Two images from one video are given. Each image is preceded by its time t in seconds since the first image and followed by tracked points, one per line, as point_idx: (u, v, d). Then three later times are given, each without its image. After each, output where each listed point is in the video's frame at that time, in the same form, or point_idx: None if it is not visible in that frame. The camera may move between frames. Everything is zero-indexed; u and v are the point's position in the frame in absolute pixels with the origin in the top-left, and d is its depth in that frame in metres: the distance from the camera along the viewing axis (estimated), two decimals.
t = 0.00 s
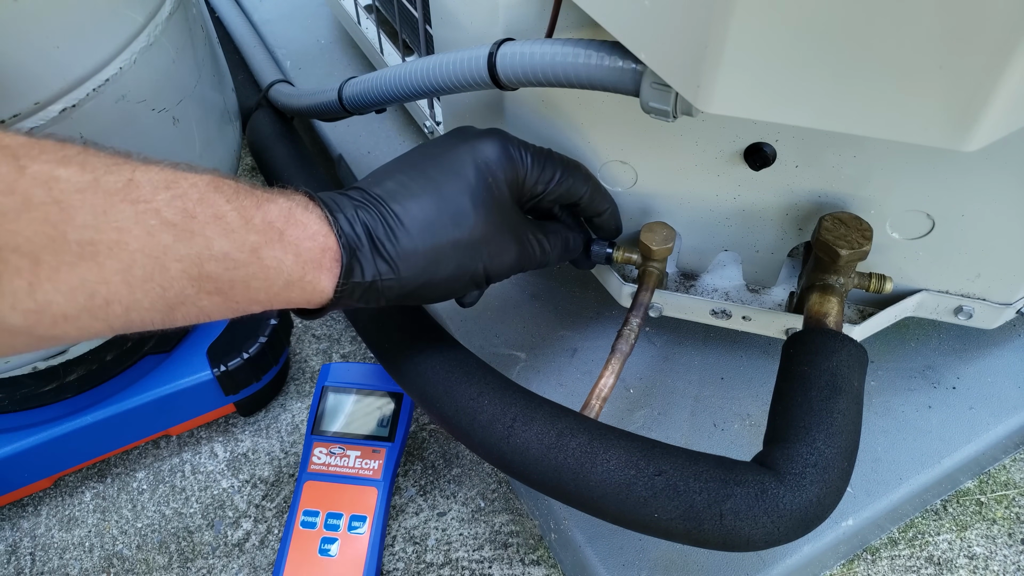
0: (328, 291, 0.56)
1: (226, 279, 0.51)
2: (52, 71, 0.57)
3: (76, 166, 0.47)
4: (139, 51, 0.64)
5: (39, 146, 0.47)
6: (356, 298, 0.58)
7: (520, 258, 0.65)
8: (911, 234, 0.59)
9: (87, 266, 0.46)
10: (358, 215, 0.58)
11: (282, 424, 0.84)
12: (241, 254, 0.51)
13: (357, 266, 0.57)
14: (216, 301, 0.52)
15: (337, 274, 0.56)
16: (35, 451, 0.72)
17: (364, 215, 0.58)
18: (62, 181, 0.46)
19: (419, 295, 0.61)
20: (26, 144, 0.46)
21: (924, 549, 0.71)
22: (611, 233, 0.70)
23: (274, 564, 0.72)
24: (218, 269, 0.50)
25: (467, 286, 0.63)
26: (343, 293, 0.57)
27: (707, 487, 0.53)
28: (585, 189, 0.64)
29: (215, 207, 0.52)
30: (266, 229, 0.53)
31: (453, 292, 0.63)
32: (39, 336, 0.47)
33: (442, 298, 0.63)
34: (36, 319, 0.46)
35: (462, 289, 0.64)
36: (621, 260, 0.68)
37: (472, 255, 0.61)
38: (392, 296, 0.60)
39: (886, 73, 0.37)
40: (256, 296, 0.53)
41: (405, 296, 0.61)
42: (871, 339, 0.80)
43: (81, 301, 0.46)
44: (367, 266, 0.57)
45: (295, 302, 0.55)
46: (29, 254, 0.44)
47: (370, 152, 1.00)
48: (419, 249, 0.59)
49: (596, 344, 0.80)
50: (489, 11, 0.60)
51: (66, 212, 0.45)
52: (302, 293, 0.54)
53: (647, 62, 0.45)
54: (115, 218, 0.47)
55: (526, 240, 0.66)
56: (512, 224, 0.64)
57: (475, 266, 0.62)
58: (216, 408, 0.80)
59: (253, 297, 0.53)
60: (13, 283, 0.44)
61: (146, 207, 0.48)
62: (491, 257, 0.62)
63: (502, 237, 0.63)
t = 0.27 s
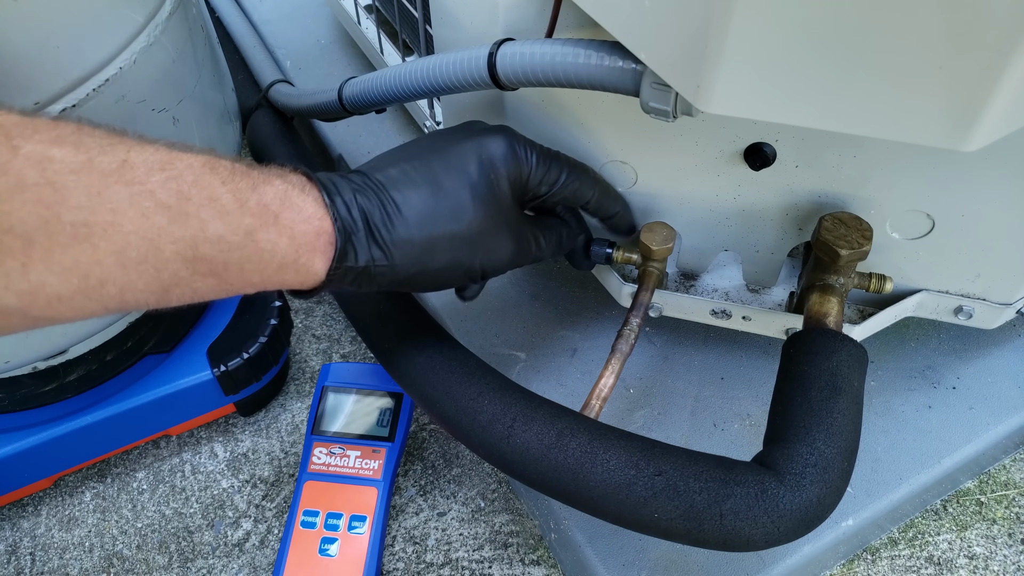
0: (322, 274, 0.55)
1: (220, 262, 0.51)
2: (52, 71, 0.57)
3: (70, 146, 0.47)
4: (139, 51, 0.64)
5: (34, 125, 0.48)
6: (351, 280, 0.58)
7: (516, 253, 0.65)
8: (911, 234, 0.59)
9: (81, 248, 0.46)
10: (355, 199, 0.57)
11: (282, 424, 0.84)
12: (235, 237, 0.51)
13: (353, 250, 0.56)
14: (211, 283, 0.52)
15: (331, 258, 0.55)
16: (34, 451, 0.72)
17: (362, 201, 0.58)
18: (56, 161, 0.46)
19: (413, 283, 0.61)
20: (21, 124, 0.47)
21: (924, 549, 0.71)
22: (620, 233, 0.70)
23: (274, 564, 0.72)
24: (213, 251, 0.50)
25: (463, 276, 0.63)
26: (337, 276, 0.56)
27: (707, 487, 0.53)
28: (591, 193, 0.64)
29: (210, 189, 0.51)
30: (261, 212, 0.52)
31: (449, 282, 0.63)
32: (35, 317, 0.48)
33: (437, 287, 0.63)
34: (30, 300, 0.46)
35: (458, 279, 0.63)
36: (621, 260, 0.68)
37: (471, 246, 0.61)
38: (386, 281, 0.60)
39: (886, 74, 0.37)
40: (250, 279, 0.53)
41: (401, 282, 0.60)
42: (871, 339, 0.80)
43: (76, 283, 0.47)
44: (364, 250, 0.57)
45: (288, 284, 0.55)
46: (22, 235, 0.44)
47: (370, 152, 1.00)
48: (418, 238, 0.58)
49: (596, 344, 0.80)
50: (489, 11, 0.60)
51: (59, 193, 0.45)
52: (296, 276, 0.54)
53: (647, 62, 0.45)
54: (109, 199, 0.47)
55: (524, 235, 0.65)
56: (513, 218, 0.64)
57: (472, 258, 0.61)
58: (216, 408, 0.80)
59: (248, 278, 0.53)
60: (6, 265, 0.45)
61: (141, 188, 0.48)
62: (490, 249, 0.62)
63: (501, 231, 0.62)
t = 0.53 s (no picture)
0: (339, 238, 0.56)
1: (239, 223, 0.51)
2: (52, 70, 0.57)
3: (83, 105, 0.46)
4: (139, 51, 0.64)
5: (44, 83, 0.46)
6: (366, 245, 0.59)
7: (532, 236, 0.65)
8: (911, 234, 0.59)
9: (96, 208, 0.45)
10: (381, 163, 0.58)
11: (282, 424, 0.84)
12: (254, 198, 0.51)
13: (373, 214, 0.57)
14: (228, 246, 0.52)
15: (351, 220, 0.56)
16: (34, 452, 0.72)
17: (389, 165, 0.59)
18: (69, 120, 0.45)
19: (431, 254, 0.62)
20: (32, 81, 0.45)
21: (924, 549, 0.71)
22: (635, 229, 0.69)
23: (273, 564, 0.72)
24: (230, 212, 0.50)
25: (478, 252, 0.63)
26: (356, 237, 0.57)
27: (707, 487, 0.53)
28: (605, 187, 0.63)
29: (227, 148, 0.50)
30: (279, 170, 0.52)
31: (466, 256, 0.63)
32: (50, 283, 0.47)
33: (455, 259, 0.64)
34: (47, 263, 0.46)
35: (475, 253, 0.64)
36: (621, 260, 0.68)
37: (488, 222, 0.61)
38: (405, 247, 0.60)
39: (886, 74, 0.37)
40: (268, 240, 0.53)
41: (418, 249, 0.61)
42: (871, 339, 0.80)
43: (92, 245, 0.46)
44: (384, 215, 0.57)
45: (304, 249, 0.55)
46: (35, 196, 0.44)
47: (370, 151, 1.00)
48: (438, 207, 0.59)
49: (596, 344, 0.80)
50: (489, 11, 0.60)
51: (73, 151, 0.44)
52: (314, 238, 0.54)
53: (647, 62, 0.45)
54: (124, 158, 0.46)
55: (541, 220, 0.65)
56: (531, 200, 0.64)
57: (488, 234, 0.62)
58: (216, 408, 0.80)
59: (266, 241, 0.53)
60: (20, 224, 0.44)
61: (156, 148, 0.47)
62: (507, 227, 0.62)
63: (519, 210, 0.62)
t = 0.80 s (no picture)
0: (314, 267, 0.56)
1: (216, 255, 0.51)
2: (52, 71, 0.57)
3: (65, 138, 0.47)
4: (139, 51, 0.64)
5: (26, 116, 0.46)
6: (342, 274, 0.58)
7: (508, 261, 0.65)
8: (911, 234, 0.59)
9: (74, 241, 0.46)
10: (351, 193, 0.57)
11: (282, 424, 0.84)
12: (231, 230, 0.51)
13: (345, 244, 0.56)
14: (206, 276, 0.52)
15: (325, 251, 0.56)
16: (34, 452, 0.72)
17: (359, 195, 0.58)
18: (50, 153, 0.46)
19: (405, 281, 0.61)
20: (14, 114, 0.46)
21: (924, 549, 0.71)
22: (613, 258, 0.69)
23: (274, 564, 0.72)
24: (208, 244, 0.51)
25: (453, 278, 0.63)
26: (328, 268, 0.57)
27: (707, 487, 0.53)
28: (587, 212, 0.65)
29: (205, 181, 0.51)
30: (256, 204, 0.53)
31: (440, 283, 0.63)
32: (30, 312, 0.48)
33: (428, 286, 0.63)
34: (25, 293, 0.46)
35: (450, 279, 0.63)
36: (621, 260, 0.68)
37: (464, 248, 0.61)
38: (376, 278, 0.60)
39: (886, 74, 0.37)
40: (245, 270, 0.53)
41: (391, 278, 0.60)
42: (871, 339, 0.80)
43: (71, 276, 0.47)
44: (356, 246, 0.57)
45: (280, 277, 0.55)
46: (16, 228, 0.44)
47: (370, 151, 1.00)
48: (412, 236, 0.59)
49: (596, 344, 0.80)
50: (489, 10, 0.60)
51: (53, 185, 0.45)
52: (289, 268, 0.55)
53: (647, 62, 0.45)
54: (104, 191, 0.47)
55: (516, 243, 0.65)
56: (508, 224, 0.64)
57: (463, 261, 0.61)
58: (216, 408, 0.80)
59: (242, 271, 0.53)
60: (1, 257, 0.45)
61: (136, 180, 0.48)
62: (483, 253, 0.62)
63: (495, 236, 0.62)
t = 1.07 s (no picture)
0: (325, 259, 0.56)
1: (224, 249, 0.51)
2: (52, 71, 0.57)
3: (67, 136, 0.47)
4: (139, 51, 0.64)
5: (28, 118, 0.47)
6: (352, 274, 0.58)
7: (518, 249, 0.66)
8: (911, 234, 0.59)
9: (81, 238, 0.46)
10: (358, 185, 0.60)
11: (282, 424, 0.84)
12: (239, 221, 0.51)
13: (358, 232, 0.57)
14: (215, 273, 0.52)
15: (336, 241, 0.56)
16: (34, 452, 0.72)
17: (367, 188, 0.60)
18: (53, 150, 0.46)
19: (417, 275, 0.62)
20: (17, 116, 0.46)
21: (924, 549, 0.71)
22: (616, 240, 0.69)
23: (274, 564, 0.72)
24: (216, 238, 0.50)
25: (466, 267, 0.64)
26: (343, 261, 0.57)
27: (707, 487, 0.53)
28: (586, 187, 0.66)
29: (209, 175, 0.52)
30: (262, 195, 0.53)
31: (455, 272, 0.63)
32: (36, 313, 0.47)
33: (441, 279, 0.64)
34: (31, 294, 0.45)
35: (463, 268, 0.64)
36: (621, 260, 0.68)
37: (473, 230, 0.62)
38: (390, 270, 0.60)
39: (885, 74, 0.37)
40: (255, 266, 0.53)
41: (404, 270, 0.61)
42: (871, 339, 0.80)
43: (77, 275, 0.46)
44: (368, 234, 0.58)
45: (292, 274, 0.55)
46: (20, 226, 0.44)
47: (370, 151, 1.00)
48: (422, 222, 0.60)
49: (596, 344, 0.80)
50: (489, 10, 0.60)
51: (58, 181, 0.45)
52: (301, 260, 0.54)
53: (647, 62, 0.45)
54: (108, 186, 0.47)
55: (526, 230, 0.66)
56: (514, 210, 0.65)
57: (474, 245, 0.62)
58: (216, 407, 0.80)
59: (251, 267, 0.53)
60: (5, 255, 0.44)
61: (140, 175, 0.48)
62: (491, 237, 0.63)
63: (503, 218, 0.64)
